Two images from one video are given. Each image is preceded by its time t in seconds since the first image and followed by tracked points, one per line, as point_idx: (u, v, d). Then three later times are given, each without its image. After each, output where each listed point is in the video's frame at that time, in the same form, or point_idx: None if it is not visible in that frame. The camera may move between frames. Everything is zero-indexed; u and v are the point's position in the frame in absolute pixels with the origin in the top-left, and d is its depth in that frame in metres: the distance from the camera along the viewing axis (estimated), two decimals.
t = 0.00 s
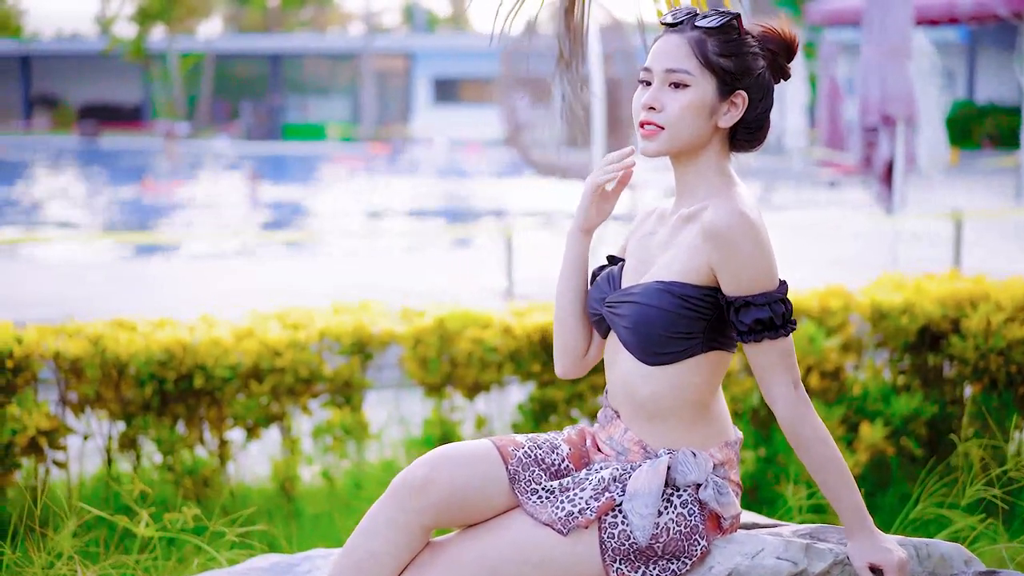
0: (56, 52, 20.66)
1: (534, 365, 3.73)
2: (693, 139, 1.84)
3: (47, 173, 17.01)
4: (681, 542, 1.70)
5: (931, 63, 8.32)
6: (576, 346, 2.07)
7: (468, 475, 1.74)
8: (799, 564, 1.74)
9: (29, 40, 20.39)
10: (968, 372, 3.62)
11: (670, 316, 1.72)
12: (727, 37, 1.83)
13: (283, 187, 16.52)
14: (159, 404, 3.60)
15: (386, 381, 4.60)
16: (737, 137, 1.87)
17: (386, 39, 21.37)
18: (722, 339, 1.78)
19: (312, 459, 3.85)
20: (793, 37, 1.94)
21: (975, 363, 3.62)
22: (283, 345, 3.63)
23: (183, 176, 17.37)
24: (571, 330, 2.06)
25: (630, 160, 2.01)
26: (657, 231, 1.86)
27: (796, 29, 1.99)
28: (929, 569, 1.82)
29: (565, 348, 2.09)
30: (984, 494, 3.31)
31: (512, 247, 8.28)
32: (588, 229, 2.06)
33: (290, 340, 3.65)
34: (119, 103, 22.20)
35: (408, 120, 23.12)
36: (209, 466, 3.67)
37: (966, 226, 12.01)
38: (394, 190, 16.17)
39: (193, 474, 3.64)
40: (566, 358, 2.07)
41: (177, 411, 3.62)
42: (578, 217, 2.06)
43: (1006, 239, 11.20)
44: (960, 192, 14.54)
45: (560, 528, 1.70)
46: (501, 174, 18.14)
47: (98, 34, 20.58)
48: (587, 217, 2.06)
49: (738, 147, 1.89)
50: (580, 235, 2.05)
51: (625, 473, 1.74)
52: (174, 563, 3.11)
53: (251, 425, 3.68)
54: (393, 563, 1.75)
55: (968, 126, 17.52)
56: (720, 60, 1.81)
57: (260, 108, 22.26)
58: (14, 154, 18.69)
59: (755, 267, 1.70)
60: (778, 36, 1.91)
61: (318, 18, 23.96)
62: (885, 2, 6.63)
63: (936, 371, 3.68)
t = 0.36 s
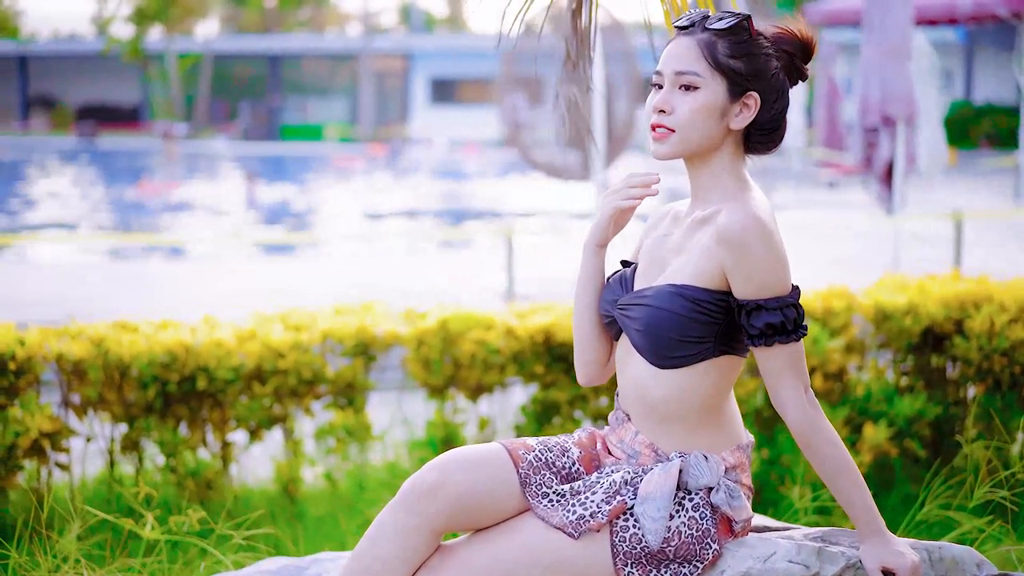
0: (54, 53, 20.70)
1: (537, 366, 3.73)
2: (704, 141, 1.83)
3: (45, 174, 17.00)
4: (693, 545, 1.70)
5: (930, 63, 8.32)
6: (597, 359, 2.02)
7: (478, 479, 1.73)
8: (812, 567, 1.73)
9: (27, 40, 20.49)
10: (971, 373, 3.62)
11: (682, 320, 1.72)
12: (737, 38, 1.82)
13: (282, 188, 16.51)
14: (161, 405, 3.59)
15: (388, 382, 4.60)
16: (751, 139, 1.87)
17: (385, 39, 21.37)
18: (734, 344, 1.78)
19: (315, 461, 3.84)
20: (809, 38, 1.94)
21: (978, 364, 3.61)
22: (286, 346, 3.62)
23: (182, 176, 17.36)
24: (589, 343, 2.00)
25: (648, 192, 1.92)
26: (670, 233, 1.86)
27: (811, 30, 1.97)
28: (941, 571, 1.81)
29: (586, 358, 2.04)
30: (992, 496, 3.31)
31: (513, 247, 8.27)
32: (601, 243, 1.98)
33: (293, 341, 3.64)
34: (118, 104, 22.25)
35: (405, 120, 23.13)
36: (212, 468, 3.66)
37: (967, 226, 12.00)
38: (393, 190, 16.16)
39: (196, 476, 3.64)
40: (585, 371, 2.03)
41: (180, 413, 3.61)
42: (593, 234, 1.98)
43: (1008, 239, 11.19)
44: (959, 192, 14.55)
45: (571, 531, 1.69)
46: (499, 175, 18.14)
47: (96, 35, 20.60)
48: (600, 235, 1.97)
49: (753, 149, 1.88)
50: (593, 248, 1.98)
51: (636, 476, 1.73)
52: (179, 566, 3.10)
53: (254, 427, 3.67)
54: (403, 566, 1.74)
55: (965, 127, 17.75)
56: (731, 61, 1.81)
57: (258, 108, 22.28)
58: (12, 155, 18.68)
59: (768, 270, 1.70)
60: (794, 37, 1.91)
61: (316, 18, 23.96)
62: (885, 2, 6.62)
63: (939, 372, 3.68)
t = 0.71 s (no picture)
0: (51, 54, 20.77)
1: (539, 367, 3.72)
2: (713, 142, 1.82)
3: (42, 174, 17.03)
4: (703, 548, 1.69)
5: (928, 64, 8.31)
6: (609, 366, 1.98)
7: (488, 481, 1.72)
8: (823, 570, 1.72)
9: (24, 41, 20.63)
10: (974, 374, 3.61)
11: (698, 322, 1.71)
12: (745, 37, 1.81)
13: (280, 188, 16.53)
14: (163, 407, 3.58)
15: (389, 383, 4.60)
16: (766, 139, 1.85)
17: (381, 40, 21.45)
18: (749, 345, 1.77)
19: (317, 462, 3.83)
20: (829, 38, 1.92)
21: (981, 365, 3.60)
22: (288, 348, 3.61)
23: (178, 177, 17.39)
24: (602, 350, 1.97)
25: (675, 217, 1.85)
26: (682, 233, 1.85)
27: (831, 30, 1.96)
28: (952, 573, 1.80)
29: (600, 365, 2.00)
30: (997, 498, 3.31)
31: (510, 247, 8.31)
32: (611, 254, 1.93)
33: (295, 343, 3.63)
34: (114, 103, 22.50)
35: (402, 121, 23.16)
36: (213, 469, 3.65)
37: (966, 226, 12.01)
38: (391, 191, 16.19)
39: (198, 477, 3.63)
40: (597, 378, 1.99)
41: (182, 414, 3.60)
42: (606, 243, 1.92)
43: (1008, 240, 11.19)
44: (957, 193, 14.55)
45: (581, 534, 1.68)
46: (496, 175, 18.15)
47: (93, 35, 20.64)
48: (611, 246, 1.92)
49: (769, 150, 1.87)
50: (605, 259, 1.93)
51: (646, 478, 1.72)
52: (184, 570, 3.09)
53: (255, 428, 3.67)
54: (412, 568, 1.73)
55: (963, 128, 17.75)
56: (738, 62, 1.80)
57: (254, 109, 22.31)
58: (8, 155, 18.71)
59: (786, 270, 1.70)
60: (813, 37, 1.89)
61: (312, 19, 24.01)
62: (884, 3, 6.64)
63: (941, 372, 3.67)
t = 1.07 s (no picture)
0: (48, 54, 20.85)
1: (541, 368, 3.71)
2: (718, 142, 1.81)
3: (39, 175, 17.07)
4: (712, 551, 1.69)
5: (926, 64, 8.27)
6: (617, 366, 1.97)
7: (495, 482, 1.72)
8: (833, 572, 1.70)
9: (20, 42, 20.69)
10: (976, 375, 3.59)
11: (710, 323, 1.70)
12: (750, 36, 1.80)
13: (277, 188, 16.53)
14: (163, 408, 3.57)
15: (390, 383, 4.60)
16: (777, 140, 1.83)
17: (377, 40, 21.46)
18: (762, 345, 1.77)
19: (317, 464, 3.82)
20: (845, 38, 1.90)
21: (983, 365, 3.58)
22: (289, 349, 3.59)
23: (175, 176, 17.42)
24: (612, 355, 1.96)
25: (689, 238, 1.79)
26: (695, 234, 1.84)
27: (848, 31, 1.93)
28: None
29: (609, 365, 1.99)
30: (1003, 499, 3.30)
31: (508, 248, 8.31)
32: (619, 261, 1.90)
33: (296, 344, 3.61)
34: (111, 105, 22.76)
35: (399, 121, 23.16)
36: (214, 471, 3.64)
37: (965, 226, 11.98)
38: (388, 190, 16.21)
39: (198, 479, 3.62)
40: (605, 379, 1.99)
41: (182, 415, 3.59)
42: (616, 250, 1.89)
43: (1008, 240, 11.15)
44: (956, 194, 14.51)
45: (589, 537, 1.68)
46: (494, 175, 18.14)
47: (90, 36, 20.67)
48: (621, 253, 1.88)
49: (780, 151, 1.85)
50: (613, 265, 1.90)
51: (654, 481, 1.71)
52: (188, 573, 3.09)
53: (256, 430, 3.66)
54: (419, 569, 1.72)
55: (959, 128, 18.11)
56: (743, 61, 1.79)
57: (251, 109, 22.35)
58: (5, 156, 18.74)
59: (800, 268, 1.69)
60: (829, 38, 1.87)
61: (309, 19, 24.06)
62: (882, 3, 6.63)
63: (942, 372, 3.66)
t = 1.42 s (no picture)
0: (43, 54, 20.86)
1: (544, 368, 3.71)
2: (726, 142, 1.81)
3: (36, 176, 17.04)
4: (722, 553, 1.68)
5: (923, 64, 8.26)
6: (628, 368, 1.97)
7: (506, 486, 1.71)
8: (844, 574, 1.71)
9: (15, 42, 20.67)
10: (978, 375, 3.59)
11: (723, 324, 1.70)
12: (757, 36, 1.81)
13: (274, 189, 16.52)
14: (165, 410, 3.56)
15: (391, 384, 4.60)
16: (786, 140, 1.82)
17: (373, 40, 21.43)
18: (776, 345, 1.77)
19: (319, 465, 3.81)
20: (857, 39, 1.89)
21: (985, 366, 3.58)
22: (291, 350, 3.59)
23: (171, 177, 17.38)
24: (624, 356, 1.95)
25: (699, 240, 1.78)
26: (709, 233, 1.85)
27: (861, 32, 1.92)
28: None
29: (621, 368, 1.99)
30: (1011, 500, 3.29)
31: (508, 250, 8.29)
32: (629, 263, 1.90)
33: (297, 344, 3.60)
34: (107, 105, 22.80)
35: (395, 121, 23.12)
36: (216, 472, 3.63)
37: (963, 226, 11.97)
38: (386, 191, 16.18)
39: (199, 481, 3.61)
40: (615, 380, 1.99)
41: (184, 416, 3.58)
42: (626, 252, 1.89)
43: (1008, 240, 11.13)
44: (954, 194, 14.50)
45: (600, 539, 1.68)
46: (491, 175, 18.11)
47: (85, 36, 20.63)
48: (631, 255, 1.89)
49: (792, 152, 1.83)
50: (623, 267, 1.91)
51: (666, 483, 1.71)
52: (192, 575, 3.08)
53: (258, 432, 3.65)
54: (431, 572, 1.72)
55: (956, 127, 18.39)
56: (749, 62, 1.79)
57: (247, 109, 22.31)
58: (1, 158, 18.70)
59: (819, 267, 1.69)
60: (842, 39, 1.86)
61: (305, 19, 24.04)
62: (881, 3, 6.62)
63: (944, 373, 3.64)
